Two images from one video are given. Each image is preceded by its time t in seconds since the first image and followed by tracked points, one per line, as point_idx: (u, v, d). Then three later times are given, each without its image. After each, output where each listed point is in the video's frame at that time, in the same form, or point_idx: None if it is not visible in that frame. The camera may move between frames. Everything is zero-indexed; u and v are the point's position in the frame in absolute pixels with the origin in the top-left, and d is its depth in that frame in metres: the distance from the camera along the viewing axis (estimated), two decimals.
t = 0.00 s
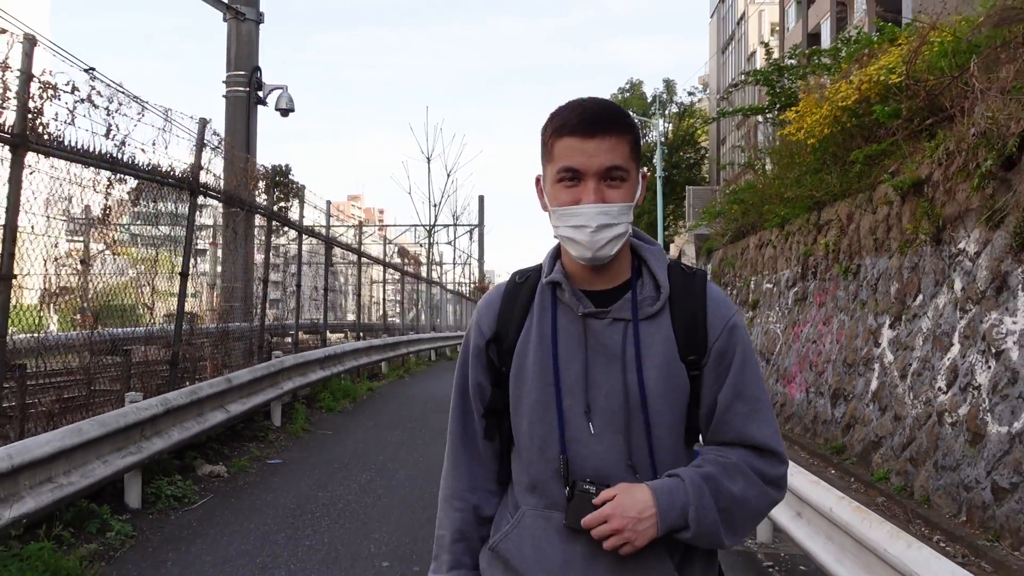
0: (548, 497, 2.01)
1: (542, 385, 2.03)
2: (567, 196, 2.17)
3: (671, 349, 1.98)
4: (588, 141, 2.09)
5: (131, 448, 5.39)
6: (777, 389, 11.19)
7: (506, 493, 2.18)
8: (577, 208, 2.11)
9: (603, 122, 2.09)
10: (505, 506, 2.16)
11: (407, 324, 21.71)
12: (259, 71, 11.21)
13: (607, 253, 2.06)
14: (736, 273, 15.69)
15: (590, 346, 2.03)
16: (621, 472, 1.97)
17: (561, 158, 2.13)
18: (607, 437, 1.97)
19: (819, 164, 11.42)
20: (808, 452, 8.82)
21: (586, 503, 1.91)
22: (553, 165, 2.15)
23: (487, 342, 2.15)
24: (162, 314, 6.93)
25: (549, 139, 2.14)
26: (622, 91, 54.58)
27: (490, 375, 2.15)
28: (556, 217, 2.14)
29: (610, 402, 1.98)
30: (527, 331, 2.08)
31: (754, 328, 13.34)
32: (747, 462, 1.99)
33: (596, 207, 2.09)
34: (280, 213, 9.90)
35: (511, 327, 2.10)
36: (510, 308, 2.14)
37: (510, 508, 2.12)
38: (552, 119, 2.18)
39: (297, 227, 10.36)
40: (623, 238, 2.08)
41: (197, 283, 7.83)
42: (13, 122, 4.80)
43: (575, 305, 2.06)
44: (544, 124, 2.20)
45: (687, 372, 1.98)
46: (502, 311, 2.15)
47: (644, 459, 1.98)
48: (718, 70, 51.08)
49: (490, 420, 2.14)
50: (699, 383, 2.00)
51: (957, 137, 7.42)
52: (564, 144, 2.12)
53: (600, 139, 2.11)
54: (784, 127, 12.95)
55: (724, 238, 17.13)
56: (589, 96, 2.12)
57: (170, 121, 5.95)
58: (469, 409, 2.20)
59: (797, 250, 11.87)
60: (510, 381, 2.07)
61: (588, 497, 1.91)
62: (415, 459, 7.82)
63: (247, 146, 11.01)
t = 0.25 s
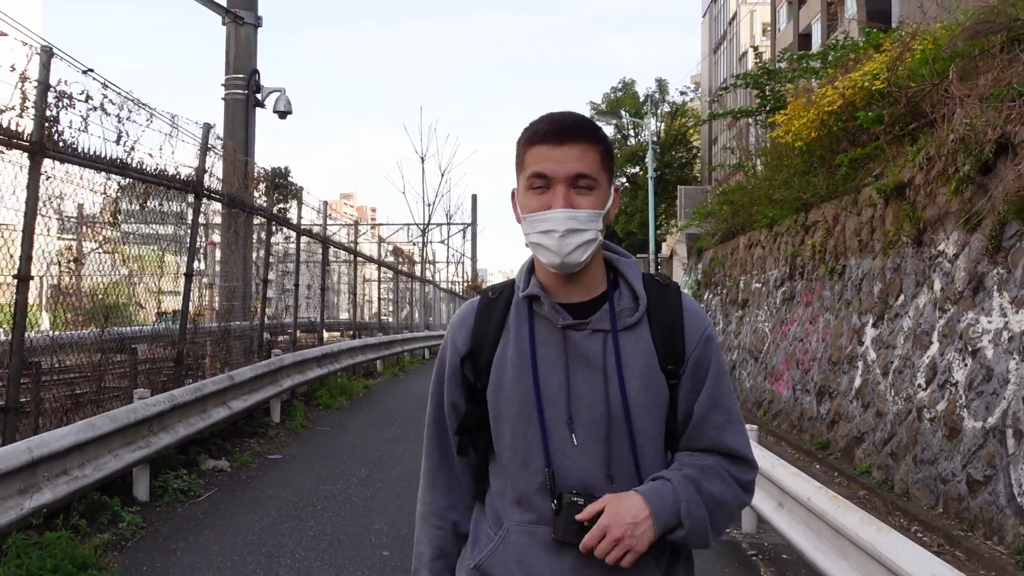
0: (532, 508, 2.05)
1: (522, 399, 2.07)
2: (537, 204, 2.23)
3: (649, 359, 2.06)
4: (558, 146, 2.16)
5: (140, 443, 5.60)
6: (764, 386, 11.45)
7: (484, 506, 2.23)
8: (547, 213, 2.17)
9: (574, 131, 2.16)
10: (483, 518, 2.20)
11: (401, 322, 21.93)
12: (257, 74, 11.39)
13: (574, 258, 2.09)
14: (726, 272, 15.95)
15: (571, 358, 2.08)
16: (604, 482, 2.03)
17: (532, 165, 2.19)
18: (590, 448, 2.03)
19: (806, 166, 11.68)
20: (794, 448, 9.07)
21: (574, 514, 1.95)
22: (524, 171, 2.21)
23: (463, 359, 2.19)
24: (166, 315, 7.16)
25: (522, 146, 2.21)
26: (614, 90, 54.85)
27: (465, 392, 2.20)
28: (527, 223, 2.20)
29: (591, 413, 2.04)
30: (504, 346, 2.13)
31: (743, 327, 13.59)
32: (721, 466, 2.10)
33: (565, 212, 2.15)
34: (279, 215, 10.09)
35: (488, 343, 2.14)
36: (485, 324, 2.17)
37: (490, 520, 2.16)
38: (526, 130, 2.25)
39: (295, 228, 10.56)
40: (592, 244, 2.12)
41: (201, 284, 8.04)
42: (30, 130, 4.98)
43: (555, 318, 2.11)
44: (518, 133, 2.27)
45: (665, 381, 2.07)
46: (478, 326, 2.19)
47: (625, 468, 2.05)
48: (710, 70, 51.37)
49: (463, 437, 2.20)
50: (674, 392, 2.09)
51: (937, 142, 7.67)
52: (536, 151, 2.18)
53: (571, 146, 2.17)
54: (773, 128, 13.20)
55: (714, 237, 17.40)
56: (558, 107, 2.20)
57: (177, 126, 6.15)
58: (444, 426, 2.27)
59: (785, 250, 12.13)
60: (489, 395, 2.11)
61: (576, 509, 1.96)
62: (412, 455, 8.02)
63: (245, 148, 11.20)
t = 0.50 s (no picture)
0: (494, 504, 1.98)
1: (491, 395, 1.99)
2: (506, 198, 2.17)
3: (617, 357, 2.03)
4: (529, 140, 2.09)
5: (145, 438, 5.79)
6: (750, 383, 11.70)
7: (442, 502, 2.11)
8: (515, 206, 2.10)
9: (546, 124, 2.10)
10: (439, 515, 2.10)
11: (393, 321, 22.16)
12: (252, 77, 11.56)
13: (542, 252, 2.03)
14: (714, 272, 16.21)
15: (540, 354, 2.02)
16: (569, 478, 1.99)
17: (503, 159, 2.13)
18: (558, 445, 1.97)
19: (791, 168, 11.93)
20: (778, 444, 9.31)
21: (542, 508, 1.91)
22: (495, 165, 2.16)
23: (430, 350, 2.06)
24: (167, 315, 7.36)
25: (494, 139, 2.14)
26: (605, 89, 55.17)
27: (433, 384, 2.06)
28: (495, 217, 2.13)
29: (559, 410, 1.99)
30: (474, 338, 2.03)
31: (730, 326, 13.85)
32: (682, 464, 2.10)
33: (534, 206, 2.09)
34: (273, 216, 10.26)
35: (459, 336, 2.04)
36: (455, 316, 2.06)
37: (447, 517, 2.06)
38: (500, 124, 2.18)
39: (290, 229, 10.74)
40: (561, 239, 2.07)
41: (200, 285, 8.22)
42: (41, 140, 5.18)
43: (527, 312, 2.04)
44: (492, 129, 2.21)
45: (631, 378, 2.05)
46: (446, 318, 2.08)
47: (590, 465, 2.01)
48: (700, 69, 51.72)
49: (437, 430, 2.07)
50: (640, 390, 2.08)
51: (916, 146, 7.92)
52: (507, 144, 2.12)
53: (543, 140, 2.11)
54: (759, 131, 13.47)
55: (702, 237, 17.67)
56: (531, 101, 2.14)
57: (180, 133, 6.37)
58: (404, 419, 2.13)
59: (771, 250, 12.39)
60: (457, 389, 2.01)
61: (543, 504, 1.92)
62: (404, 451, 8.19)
63: (240, 150, 11.36)
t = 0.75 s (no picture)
0: (462, 500, 2.06)
1: (467, 392, 2.07)
2: (492, 199, 2.26)
3: (590, 363, 2.13)
4: (520, 144, 2.19)
5: (146, 431, 6.00)
6: (735, 379, 11.97)
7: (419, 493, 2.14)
8: (499, 208, 2.20)
9: (537, 133, 2.19)
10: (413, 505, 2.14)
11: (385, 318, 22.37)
12: (246, 78, 11.74)
13: (522, 256, 2.12)
14: (701, 270, 16.48)
15: (515, 355, 2.11)
16: (535, 475, 2.09)
17: (493, 161, 2.23)
18: (526, 444, 2.07)
19: (775, 169, 12.20)
20: (761, 437, 9.58)
21: (511, 505, 2.00)
22: (485, 165, 2.25)
23: (413, 343, 2.11)
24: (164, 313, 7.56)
25: (487, 140, 2.24)
26: (595, 88, 55.46)
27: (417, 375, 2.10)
28: (480, 217, 2.23)
29: (531, 411, 2.08)
30: (454, 335, 2.10)
31: (717, 323, 14.12)
32: (647, 469, 2.23)
33: (517, 210, 2.18)
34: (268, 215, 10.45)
35: (441, 332, 2.10)
36: (437, 312, 2.13)
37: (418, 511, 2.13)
38: (495, 127, 2.28)
39: (285, 228, 10.94)
40: (541, 245, 2.16)
41: (197, 283, 8.43)
42: (49, 144, 5.37)
43: (505, 314, 2.12)
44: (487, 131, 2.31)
45: (602, 384, 2.16)
46: (427, 314, 2.14)
47: (556, 464, 2.11)
48: (691, 68, 52.03)
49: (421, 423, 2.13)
50: (610, 395, 2.19)
51: (893, 149, 8.17)
52: (499, 147, 2.21)
53: (532, 147, 2.20)
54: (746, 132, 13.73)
55: (690, 236, 17.94)
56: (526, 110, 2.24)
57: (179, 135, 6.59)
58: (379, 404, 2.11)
59: (756, 249, 12.65)
60: (435, 384, 2.08)
61: (512, 500, 2.00)
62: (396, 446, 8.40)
63: (235, 150, 11.54)
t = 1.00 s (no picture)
0: (451, 500, 2.07)
1: (460, 393, 2.08)
2: (493, 200, 2.29)
3: (585, 368, 2.13)
4: (524, 147, 2.21)
5: (148, 424, 6.21)
6: (721, 375, 12.23)
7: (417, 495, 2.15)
8: (499, 210, 2.22)
9: (541, 136, 2.21)
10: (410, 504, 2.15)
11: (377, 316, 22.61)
12: (241, 79, 11.93)
13: (520, 258, 2.14)
14: (689, 267, 16.75)
15: (509, 357, 2.11)
16: (524, 478, 2.09)
17: (496, 162, 2.25)
18: (516, 447, 2.07)
19: (760, 169, 12.47)
20: (745, 431, 9.82)
21: (495, 507, 2.01)
22: (488, 166, 2.28)
23: (410, 343, 2.13)
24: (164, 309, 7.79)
25: (492, 141, 2.26)
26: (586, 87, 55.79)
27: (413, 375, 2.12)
28: (480, 217, 2.26)
29: (523, 413, 2.09)
30: (450, 335, 2.11)
31: (703, 319, 14.38)
32: (638, 477, 2.24)
33: (517, 211, 2.20)
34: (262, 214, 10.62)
35: (437, 332, 2.12)
36: (435, 312, 2.15)
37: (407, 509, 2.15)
38: (501, 128, 2.30)
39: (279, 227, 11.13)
40: (540, 248, 2.17)
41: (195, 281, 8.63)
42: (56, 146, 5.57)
43: (500, 316, 2.13)
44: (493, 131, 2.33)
45: (597, 390, 2.15)
46: (425, 314, 2.15)
47: (547, 468, 2.11)
48: (681, 67, 52.39)
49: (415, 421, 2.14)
50: (606, 402, 2.18)
51: (872, 150, 8.44)
52: (503, 149, 2.23)
53: (536, 151, 2.22)
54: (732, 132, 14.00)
55: (678, 234, 18.23)
56: (532, 113, 2.25)
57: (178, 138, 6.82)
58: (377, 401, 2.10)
59: (741, 247, 12.92)
60: (429, 385, 2.09)
61: (497, 502, 2.01)
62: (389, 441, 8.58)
63: (230, 150, 11.72)
